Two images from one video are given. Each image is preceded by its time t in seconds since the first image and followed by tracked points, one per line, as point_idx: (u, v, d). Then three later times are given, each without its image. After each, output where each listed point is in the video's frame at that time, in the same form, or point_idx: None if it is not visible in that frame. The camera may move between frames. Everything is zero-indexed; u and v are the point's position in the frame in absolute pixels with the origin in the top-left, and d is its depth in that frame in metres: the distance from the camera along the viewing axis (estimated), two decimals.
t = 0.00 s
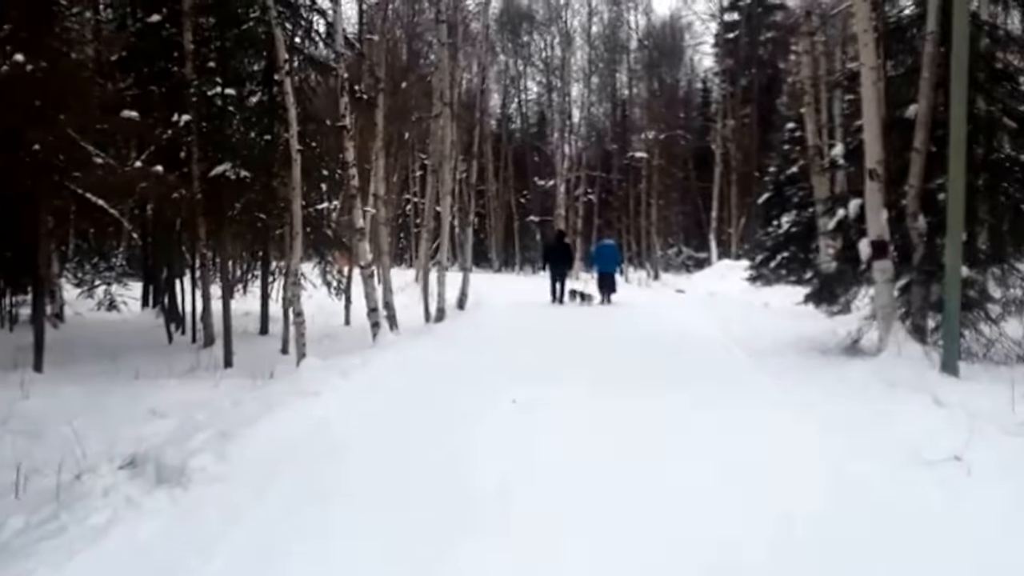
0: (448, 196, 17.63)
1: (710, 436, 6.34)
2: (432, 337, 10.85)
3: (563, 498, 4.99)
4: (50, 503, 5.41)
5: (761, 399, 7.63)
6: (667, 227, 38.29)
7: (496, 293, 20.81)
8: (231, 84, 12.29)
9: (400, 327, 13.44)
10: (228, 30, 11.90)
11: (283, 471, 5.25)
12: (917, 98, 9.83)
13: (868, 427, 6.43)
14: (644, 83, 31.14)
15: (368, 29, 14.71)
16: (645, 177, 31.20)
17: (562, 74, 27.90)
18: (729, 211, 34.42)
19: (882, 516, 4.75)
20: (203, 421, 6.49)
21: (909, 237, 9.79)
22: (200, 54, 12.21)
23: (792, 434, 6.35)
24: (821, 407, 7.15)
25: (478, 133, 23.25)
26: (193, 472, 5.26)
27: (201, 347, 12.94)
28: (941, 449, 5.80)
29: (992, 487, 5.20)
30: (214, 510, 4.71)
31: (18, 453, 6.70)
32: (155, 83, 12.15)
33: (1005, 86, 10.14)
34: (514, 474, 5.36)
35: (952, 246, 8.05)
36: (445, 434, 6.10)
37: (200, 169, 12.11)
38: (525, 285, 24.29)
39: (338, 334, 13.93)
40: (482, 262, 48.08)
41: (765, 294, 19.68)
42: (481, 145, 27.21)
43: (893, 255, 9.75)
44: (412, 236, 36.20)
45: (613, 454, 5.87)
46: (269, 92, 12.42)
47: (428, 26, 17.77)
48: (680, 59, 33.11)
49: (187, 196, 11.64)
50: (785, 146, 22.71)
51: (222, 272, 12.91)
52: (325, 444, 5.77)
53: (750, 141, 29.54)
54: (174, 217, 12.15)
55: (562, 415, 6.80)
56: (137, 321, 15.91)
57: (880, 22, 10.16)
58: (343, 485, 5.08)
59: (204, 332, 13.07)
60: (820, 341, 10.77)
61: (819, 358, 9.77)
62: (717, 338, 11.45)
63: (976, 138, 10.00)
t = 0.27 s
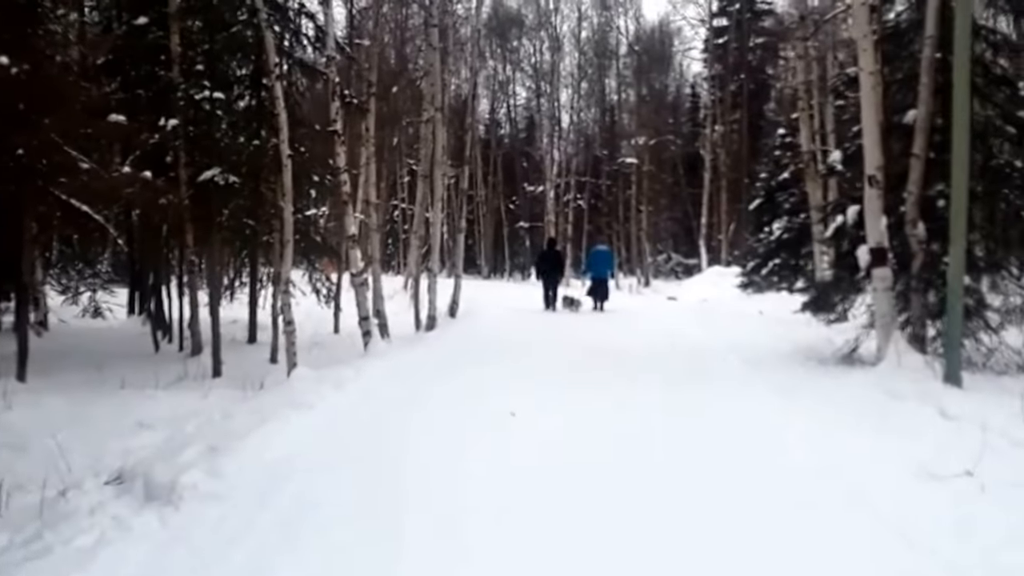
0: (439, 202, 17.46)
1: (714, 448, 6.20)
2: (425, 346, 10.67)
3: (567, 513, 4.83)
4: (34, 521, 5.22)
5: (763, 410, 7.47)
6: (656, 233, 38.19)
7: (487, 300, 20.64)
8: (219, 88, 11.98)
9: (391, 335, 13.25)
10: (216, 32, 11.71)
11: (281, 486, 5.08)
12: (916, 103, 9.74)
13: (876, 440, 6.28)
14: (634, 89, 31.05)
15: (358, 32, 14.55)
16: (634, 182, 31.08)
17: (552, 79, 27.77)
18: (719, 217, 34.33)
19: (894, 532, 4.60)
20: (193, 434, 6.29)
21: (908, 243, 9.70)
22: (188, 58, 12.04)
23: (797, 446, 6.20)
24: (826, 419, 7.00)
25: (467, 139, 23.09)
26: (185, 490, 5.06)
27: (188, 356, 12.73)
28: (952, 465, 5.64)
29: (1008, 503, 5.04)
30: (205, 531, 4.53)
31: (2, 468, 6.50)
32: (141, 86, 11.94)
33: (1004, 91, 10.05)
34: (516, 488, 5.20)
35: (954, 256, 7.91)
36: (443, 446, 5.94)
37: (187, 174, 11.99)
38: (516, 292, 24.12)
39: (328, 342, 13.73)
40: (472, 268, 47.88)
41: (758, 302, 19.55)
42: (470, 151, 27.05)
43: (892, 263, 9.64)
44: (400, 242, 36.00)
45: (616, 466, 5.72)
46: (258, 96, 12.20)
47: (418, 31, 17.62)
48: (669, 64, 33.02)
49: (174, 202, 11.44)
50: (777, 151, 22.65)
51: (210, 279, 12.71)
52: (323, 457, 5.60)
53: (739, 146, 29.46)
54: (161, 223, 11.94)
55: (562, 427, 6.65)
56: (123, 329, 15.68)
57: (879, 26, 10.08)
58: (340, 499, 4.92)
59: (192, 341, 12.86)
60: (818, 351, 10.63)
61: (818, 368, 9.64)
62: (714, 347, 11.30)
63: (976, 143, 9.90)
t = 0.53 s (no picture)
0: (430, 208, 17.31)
1: (716, 459, 6.05)
2: (416, 355, 10.49)
3: (569, 528, 4.67)
4: (13, 538, 5.02)
5: (761, 420, 7.32)
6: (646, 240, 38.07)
7: (478, 308, 20.47)
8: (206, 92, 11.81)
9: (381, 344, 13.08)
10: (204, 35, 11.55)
11: (272, 500, 4.90)
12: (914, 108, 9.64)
13: (880, 452, 6.12)
14: (624, 95, 30.97)
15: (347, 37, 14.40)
16: (625, 189, 30.97)
17: (542, 85, 27.66)
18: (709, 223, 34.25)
19: (905, 546, 4.45)
20: (179, 446, 6.09)
21: (904, 249, 9.71)
22: (175, 61, 11.86)
23: (800, 457, 6.05)
24: (827, 430, 6.84)
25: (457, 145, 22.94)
26: (170, 505, 4.86)
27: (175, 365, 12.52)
28: (960, 477, 5.50)
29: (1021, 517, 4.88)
30: (191, 549, 4.34)
31: None
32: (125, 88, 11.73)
33: (1002, 96, 9.97)
34: (515, 501, 5.04)
35: (954, 266, 7.80)
36: (439, 458, 5.79)
37: (173, 179, 11.83)
38: (507, 300, 23.95)
39: (318, 351, 13.55)
40: (461, 276, 47.68)
41: (750, 309, 19.43)
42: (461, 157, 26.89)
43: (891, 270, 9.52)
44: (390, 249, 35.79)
45: (617, 478, 5.56)
46: (246, 101, 12.04)
47: (408, 36, 17.48)
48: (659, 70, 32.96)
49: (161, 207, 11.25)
50: (768, 158, 22.64)
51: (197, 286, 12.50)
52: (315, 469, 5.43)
53: (729, 153, 29.39)
54: (147, 229, 11.75)
55: (559, 437, 6.49)
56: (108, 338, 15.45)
57: (875, 31, 9.98)
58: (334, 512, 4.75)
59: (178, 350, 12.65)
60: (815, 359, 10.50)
61: (816, 377, 9.50)
62: (709, 356, 11.16)
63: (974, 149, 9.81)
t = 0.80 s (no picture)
0: (420, 212, 17.18)
1: (711, 467, 5.90)
2: (406, 362, 10.33)
3: (565, 538, 4.53)
4: None
5: (760, 428, 7.16)
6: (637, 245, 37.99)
7: (469, 313, 20.33)
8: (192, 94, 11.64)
9: (371, 350, 12.92)
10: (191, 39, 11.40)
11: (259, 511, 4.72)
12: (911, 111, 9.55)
13: (884, 460, 5.96)
14: (614, 100, 30.87)
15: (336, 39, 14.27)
16: (616, 193, 30.88)
17: (532, 89, 27.59)
18: (700, 228, 34.20)
19: (912, 556, 4.32)
20: (163, 456, 5.90)
21: (903, 253, 9.63)
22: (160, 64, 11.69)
23: (800, 465, 5.92)
24: (825, 437, 6.70)
25: (447, 149, 22.81)
26: (153, 519, 4.66)
27: (160, 372, 12.33)
28: (966, 485, 5.35)
29: None
30: (175, 563, 4.16)
31: None
32: (109, 92, 11.52)
33: (1000, 99, 9.89)
34: (510, 510, 4.90)
35: (954, 271, 7.66)
36: (431, 467, 5.64)
37: (160, 183, 11.61)
38: (497, 305, 23.82)
39: (307, 357, 13.39)
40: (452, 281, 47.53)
41: (743, 314, 19.32)
42: (451, 161, 26.76)
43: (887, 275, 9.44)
44: (379, 254, 35.61)
45: (614, 486, 5.42)
46: (233, 104, 11.92)
47: (398, 38, 17.35)
48: (649, 74, 32.89)
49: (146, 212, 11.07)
50: (761, 162, 22.73)
51: (184, 292, 12.30)
52: (305, 479, 5.27)
53: (720, 157, 29.34)
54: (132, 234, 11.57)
55: (554, 445, 6.35)
56: (93, 344, 15.24)
57: (872, 33, 9.89)
58: (323, 523, 4.60)
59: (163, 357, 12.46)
60: (811, 365, 10.38)
61: (814, 383, 9.35)
62: (702, 362, 11.03)
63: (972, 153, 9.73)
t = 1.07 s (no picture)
0: (411, 211, 17.01)
1: (704, 474, 5.77)
2: (395, 364, 10.18)
3: (556, 546, 4.41)
4: None
5: (756, 432, 7.04)
6: (628, 244, 37.86)
7: (459, 313, 20.18)
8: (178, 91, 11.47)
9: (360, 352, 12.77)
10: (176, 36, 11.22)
11: (243, 519, 4.57)
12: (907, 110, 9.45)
13: (884, 465, 5.84)
14: (604, 98, 30.74)
15: (325, 36, 14.10)
16: (605, 192, 30.74)
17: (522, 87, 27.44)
18: (690, 228, 34.09)
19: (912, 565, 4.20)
20: (146, 463, 5.74)
21: (899, 254, 9.53)
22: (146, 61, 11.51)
23: (797, 471, 5.80)
24: (823, 442, 6.57)
25: (437, 148, 22.65)
26: (132, 532, 4.49)
27: (145, 375, 12.15)
28: (969, 493, 5.21)
29: None
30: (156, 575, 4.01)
31: None
32: (91, 90, 11.23)
33: (997, 98, 9.79)
34: (500, 517, 4.78)
35: (953, 276, 7.54)
36: (421, 473, 5.51)
37: (145, 183, 11.36)
38: (488, 305, 23.68)
39: (295, 359, 13.23)
40: (441, 281, 47.35)
41: (734, 314, 19.22)
42: (441, 160, 26.59)
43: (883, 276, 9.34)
44: (369, 254, 35.41)
45: (606, 493, 5.30)
46: (219, 102, 11.76)
47: (387, 36, 17.18)
48: (639, 72, 32.76)
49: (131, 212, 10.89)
50: (751, 161, 22.37)
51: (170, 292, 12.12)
52: (291, 485, 5.13)
53: (710, 156, 29.23)
54: (117, 234, 11.39)
55: (546, 451, 6.24)
56: (79, 345, 15.05)
57: (868, 30, 9.79)
58: (308, 530, 4.47)
59: (150, 359, 12.28)
60: (806, 367, 10.27)
61: (810, 386, 9.24)
62: (696, 364, 10.91)
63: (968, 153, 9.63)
